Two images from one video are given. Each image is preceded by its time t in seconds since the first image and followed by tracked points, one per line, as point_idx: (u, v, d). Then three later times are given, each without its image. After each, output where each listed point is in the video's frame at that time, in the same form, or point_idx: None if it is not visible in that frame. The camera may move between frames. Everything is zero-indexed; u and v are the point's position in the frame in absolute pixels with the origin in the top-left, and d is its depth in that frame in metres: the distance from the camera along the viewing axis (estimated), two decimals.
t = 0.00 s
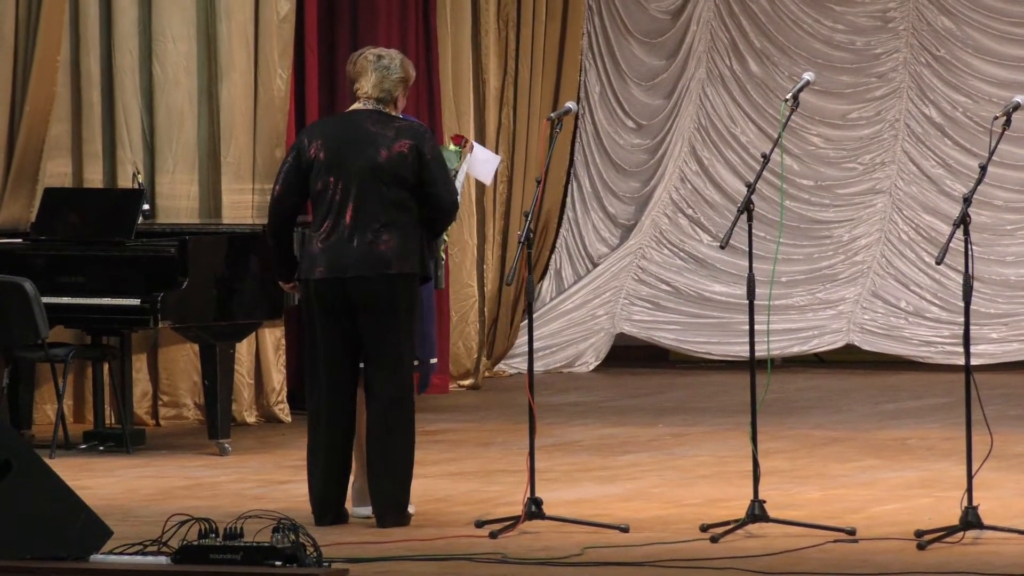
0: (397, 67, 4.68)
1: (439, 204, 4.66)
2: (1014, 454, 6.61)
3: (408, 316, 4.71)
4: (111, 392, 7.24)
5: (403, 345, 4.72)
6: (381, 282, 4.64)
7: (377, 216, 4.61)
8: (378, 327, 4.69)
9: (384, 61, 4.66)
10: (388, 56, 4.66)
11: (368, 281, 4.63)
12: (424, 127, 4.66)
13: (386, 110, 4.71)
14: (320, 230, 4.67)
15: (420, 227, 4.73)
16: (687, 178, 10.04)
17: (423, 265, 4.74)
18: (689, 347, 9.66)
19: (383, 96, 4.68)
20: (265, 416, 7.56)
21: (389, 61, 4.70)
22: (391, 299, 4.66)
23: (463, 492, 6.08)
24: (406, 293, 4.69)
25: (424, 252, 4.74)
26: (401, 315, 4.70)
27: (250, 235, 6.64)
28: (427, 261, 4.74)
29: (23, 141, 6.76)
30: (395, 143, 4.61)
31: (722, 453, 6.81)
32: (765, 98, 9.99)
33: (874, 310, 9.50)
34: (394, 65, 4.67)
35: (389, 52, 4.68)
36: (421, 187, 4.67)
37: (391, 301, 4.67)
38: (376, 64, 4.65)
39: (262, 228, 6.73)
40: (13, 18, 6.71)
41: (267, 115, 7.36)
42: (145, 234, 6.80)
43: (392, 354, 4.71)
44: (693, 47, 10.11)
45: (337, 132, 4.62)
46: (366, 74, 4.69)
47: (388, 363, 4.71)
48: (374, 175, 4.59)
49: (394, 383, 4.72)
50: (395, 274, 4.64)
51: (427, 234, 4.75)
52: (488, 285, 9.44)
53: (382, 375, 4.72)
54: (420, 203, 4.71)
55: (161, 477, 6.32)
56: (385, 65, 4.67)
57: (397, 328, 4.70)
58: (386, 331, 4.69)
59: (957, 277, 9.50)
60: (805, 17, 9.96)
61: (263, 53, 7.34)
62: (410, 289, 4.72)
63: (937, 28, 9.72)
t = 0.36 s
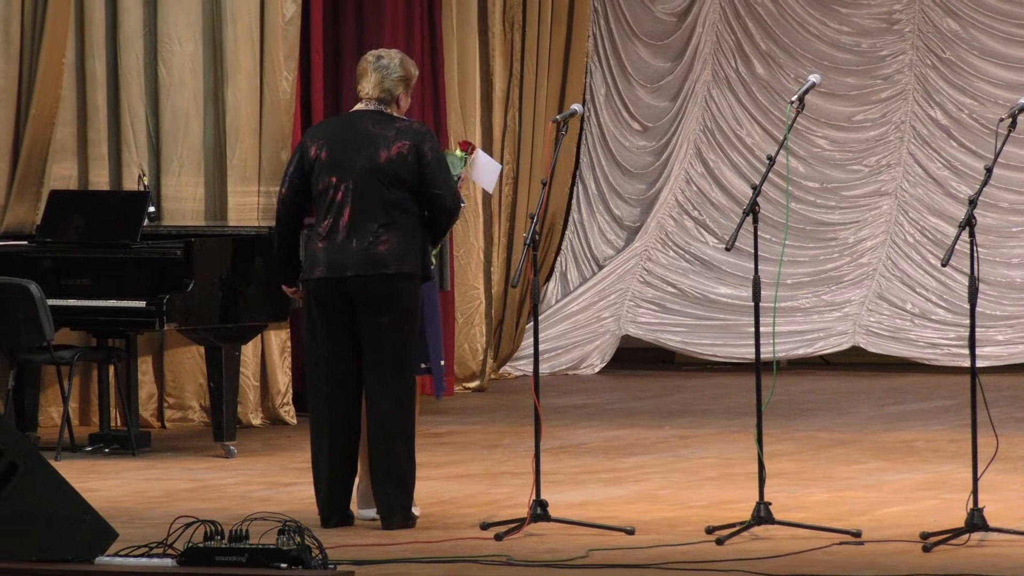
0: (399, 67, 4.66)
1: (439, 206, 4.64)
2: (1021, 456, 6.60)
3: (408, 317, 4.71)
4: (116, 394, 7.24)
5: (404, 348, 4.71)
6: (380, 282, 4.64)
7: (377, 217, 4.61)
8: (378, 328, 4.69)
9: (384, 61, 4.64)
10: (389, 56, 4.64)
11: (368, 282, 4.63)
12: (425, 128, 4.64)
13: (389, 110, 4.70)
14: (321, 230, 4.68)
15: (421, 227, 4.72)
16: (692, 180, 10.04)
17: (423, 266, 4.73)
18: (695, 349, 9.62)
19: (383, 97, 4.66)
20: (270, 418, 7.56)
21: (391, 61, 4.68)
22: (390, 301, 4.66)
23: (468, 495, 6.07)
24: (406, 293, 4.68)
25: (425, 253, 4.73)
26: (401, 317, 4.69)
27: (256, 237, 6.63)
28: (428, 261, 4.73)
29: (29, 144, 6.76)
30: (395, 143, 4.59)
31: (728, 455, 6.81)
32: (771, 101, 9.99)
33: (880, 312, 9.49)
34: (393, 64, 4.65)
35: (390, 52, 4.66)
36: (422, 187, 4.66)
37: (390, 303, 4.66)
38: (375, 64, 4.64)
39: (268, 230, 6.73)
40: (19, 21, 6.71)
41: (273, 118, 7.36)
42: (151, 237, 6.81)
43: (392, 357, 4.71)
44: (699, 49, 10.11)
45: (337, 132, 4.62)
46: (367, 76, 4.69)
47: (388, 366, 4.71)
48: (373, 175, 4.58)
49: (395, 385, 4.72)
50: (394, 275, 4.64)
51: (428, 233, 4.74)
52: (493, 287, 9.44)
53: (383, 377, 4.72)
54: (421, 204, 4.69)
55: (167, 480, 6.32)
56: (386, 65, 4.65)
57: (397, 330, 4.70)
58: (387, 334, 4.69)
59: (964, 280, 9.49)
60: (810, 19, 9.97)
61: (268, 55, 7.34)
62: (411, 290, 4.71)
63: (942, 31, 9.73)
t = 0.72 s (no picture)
0: (397, 67, 4.65)
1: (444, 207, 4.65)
2: None
3: (414, 321, 4.71)
4: (119, 396, 7.24)
5: (409, 352, 4.72)
6: (387, 287, 4.64)
7: (383, 221, 4.61)
8: (384, 333, 4.69)
9: (383, 62, 4.64)
10: (388, 57, 4.63)
11: (374, 286, 4.63)
12: (428, 129, 4.64)
13: (390, 110, 4.69)
14: (326, 236, 4.68)
15: (425, 229, 4.72)
16: (696, 181, 10.04)
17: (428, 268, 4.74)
18: (698, 351, 9.59)
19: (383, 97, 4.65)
20: (273, 419, 7.56)
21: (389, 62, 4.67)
22: (396, 306, 4.67)
23: (471, 496, 6.08)
24: (412, 297, 4.69)
25: (429, 254, 4.74)
26: (406, 321, 4.70)
27: (259, 238, 6.63)
28: (433, 264, 4.73)
29: (32, 145, 6.77)
30: (398, 146, 4.59)
31: (731, 456, 6.81)
32: (774, 102, 9.98)
33: (883, 313, 9.49)
34: (393, 65, 4.64)
35: (388, 53, 4.65)
36: (426, 189, 4.66)
37: (396, 308, 4.67)
38: (375, 65, 4.62)
39: (271, 231, 6.72)
40: (22, 23, 6.73)
41: (276, 119, 7.35)
42: (154, 238, 6.81)
43: (398, 362, 4.72)
44: (702, 51, 10.11)
45: (340, 137, 4.61)
46: (366, 76, 4.67)
47: (394, 370, 4.71)
48: (378, 180, 4.58)
49: (401, 390, 4.72)
50: (401, 279, 4.64)
51: (432, 235, 4.75)
52: (497, 288, 9.44)
53: (389, 382, 4.72)
54: (425, 206, 4.70)
55: (170, 481, 6.33)
56: (385, 65, 4.64)
57: (404, 334, 4.70)
58: (392, 339, 4.69)
59: (966, 280, 9.48)
60: (813, 20, 9.97)
61: (271, 56, 7.34)
62: (417, 293, 4.71)
63: (945, 32, 9.72)
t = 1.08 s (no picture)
0: (402, 68, 4.65)
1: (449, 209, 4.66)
2: None
3: (419, 322, 4.72)
4: (121, 396, 7.23)
5: (413, 355, 4.72)
6: (393, 289, 4.65)
7: (388, 224, 4.62)
8: (389, 336, 4.69)
9: (387, 63, 4.63)
10: (392, 58, 4.63)
11: (379, 289, 4.64)
12: (432, 131, 4.65)
13: (392, 111, 4.69)
14: (331, 238, 4.68)
15: (430, 230, 4.73)
16: (697, 182, 10.04)
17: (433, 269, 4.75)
18: (699, 351, 9.58)
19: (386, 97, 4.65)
20: (275, 420, 7.56)
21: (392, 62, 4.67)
22: (401, 307, 4.67)
23: (472, 497, 6.08)
24: (417, 298, 4.69)
25: (434, 256, 4.75)
26: (410, 323, 4.70)
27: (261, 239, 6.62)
28: (438, 265, 4.74)
29: (32, 146, 6.77)
30: (404, 148, 4.60)
31: (732, 456, 6.81)
32: (775, 103, 9.98)
33: (884, 314, 9.48)
34: (398, 67, 4.64)
35: (392, 54, 4.64)
36: (431, 191, 4.67)
37: (401, 309, 4.68)
38: (380, 66, 4.62)
39: (273, 232, 6.72)
40: (22, 24, 6.74)
41: (276, 119, 7.34)
42: (155, 238, 6.81)
43: (402, 364, 4.72)
44: (703, 51, 10.11)
45: (345, 139, 4.60)
46: (369, 77, 4.67)
47: (398, 372, 4.71)
48: (383, 182, 4.58)
49: (404, 393, 4.73)
50: (407, 281, 4.65)
51: (436, 235, 4.76)
52: (498, 288, 9.43)
53: (392, 385, 4.72)
54: (429, 208, 4.71)
55: (171, 481, 6.33)
56: (389, 66, 4.64)
57: (408, 336, 4.71)
58: (395, 342, 4.70)
59: (967, 281, 9.48)
60: (814, 21, 9.97)
61: (271, 56, 7.33)
62: (422, 294, 4.72)
63: (946, 32, 9.72)
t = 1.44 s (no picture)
0: (400, 66, 4.67)
1: (450, 208, 4.65)
2: None
3: (421, 322, 4.72)
4: (122, 396, 7.23)
5: (414, 356, 4.72)
6: (395, 289, 4.65)
7: (390, 224, 4.62)
8: (391, 336, 4.69)
9: (384, 61, 4.64)
10: (389, 56, 4.64)
11: (382, 288, 4.64)
12: (432, 130, 4.64)
13: (391, 110, 4.69)
14: (333, 238, 4.67)
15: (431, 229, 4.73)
16: (697, 181, 10.04)
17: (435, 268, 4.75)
18: (700, 351, 9.58)
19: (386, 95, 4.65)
20: (275, 420, 7.55)
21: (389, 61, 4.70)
22: (403, 307, 4.68)
23: (472, 497, 6.08)
24: (419, 298, 4.69)
25: (436, 255, 4.75)
26: (412, 322, 4.70)
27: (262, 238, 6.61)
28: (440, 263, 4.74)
29: (33, 147, 6.76)
30: (405, 147, 4.59)
31: (732, 456, 6.81)
32: (776, 103, 9.98)
33: (884, 314, 9.48)
34: (395, 65, 4.65)
35: (388, 52, 4.67)
36: (432, 190, 4.66)
37: (403, 309, 4.68)
38: (377, 65, 4.63)
39: (273, 232, 6.72)
40: (22, 24, 6.73)
41: (277, 119, 7.33)
42: (156, 239, 6.81)
43: (404, 363, 4.72)
44: (704, 51, 10.11)
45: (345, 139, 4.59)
46: (367, 76, 4.68)
47: (399, 372, 4.71)
48: (385, 182, 4.58)
49: (406, 393, 4.73)
50: (410, 281, 4.65)
51: (438, 235, 4.76)
52: (499, 288, 9.43)
53: (394, 384, 4.72)
54: (430, 207, 4.70)
55: (171, 481, 6.33)
56: (388, 64, 4.66)
57: (409, 336, 4.70)
58: (396, 342, 4.70)
59: (968, 281, 9.48)
60: (814, 20, 9.96)
61: (272, 57, 7.32)
62: (424, 294, 4.72)
63: (947, 32, 9.72)
